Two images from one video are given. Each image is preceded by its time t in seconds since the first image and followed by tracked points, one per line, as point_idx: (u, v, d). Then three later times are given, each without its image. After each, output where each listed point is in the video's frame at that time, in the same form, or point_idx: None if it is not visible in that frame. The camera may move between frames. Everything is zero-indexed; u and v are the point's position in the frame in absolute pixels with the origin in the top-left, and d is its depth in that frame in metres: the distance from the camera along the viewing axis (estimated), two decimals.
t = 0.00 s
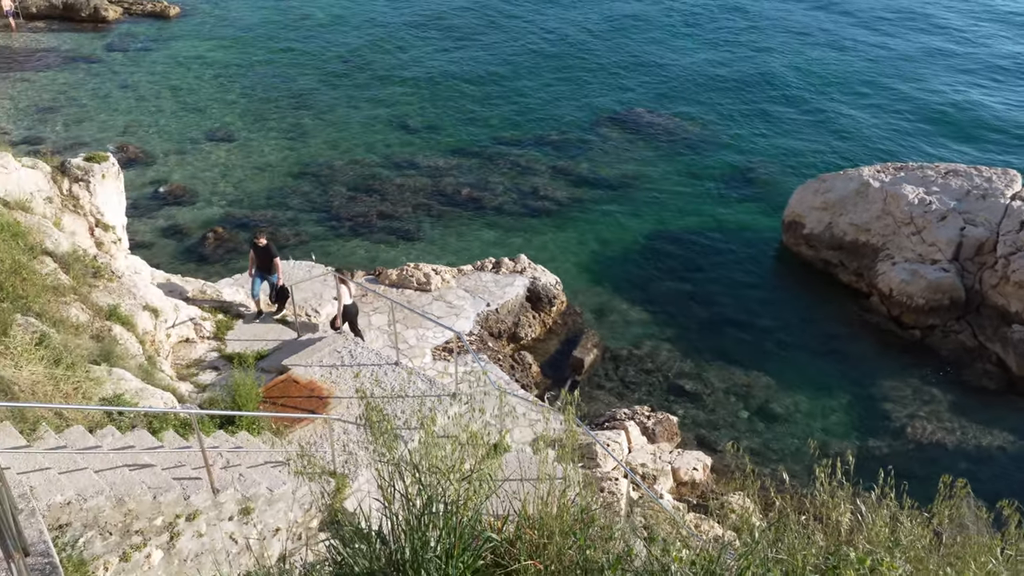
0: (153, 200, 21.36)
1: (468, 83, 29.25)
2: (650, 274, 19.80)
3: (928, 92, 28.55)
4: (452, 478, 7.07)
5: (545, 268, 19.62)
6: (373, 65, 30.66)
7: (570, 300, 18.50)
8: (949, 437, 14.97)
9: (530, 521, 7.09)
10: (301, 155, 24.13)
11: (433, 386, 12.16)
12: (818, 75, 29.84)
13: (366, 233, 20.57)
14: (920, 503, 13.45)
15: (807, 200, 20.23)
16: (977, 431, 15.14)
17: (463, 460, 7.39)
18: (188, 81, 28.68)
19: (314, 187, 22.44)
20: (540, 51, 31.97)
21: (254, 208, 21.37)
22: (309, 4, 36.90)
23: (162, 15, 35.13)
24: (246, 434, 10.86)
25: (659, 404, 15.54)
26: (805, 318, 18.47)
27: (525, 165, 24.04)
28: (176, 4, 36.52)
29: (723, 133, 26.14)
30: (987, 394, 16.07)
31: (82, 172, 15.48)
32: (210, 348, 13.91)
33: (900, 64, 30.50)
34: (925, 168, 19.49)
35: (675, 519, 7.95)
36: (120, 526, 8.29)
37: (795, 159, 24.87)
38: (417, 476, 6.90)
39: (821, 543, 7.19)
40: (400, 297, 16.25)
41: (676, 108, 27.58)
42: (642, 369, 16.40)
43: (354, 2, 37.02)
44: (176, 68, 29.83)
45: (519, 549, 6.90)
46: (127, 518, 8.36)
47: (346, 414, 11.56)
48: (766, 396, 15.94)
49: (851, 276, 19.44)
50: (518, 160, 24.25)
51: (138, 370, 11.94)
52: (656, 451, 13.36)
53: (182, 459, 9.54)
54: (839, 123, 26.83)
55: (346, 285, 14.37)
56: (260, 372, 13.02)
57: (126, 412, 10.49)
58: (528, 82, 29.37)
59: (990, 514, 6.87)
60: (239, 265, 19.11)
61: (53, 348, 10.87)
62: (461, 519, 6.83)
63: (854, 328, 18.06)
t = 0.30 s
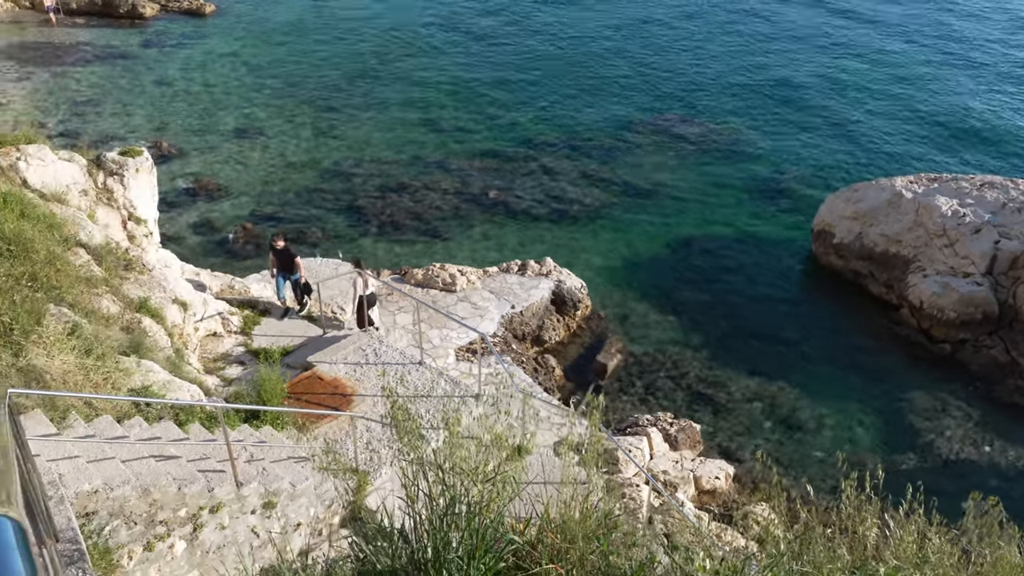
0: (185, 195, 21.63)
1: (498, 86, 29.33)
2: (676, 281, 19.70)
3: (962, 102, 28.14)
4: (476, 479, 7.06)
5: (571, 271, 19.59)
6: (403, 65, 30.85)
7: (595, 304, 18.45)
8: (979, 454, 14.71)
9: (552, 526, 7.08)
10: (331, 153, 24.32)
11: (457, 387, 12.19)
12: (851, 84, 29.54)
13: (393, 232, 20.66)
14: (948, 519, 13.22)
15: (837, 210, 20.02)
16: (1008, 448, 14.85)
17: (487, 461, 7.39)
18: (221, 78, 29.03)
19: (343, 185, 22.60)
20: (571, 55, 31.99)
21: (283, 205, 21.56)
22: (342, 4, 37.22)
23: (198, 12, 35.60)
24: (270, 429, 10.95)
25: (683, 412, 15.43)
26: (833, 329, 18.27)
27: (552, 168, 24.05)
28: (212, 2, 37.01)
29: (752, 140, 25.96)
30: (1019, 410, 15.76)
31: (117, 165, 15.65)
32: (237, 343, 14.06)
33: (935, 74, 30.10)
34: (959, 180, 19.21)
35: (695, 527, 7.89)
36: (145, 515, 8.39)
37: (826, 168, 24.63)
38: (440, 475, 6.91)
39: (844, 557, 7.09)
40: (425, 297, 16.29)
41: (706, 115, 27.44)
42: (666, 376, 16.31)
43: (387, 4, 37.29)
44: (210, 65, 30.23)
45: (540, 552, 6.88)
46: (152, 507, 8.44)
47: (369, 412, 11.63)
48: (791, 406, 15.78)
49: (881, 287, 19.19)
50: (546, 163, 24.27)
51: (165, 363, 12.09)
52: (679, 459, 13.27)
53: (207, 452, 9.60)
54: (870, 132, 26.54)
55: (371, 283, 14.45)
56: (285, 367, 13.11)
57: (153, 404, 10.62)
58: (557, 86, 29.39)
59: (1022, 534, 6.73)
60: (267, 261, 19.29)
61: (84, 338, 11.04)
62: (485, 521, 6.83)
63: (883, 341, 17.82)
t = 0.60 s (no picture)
0: (214, 193, 21.89)
1: (526, 89, 29.37)
2: (702, 287, 19.57)
3: (996, 111, 27.70)
4: (500, 481, 7.05)
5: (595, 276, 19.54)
6: (432, 67, 31.00)
7: (619, 310, 18.40)
8: (1008, 470, 14.43)
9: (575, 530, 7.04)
10: (359, 154, 24.48)
11: (479, 390, 12.19)
12: (882, 93, 29.21)
13: (418, 233, 20.73)
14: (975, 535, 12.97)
15: (866, 219, 19.80)
16: None
17: (511, 464, 7.36)
18: (252, 78, 29.35)
19: (370, 186, 22.73)
20: (599, 60, 31.94)
21: (310, 204, 21.72)
22: (372, 6, 37.47)
23: (231, 12, 36.04)
24: (293, 426, 11.05)
25: (705, 419, 15.33)
26: (861, 339, 18.05)
27: (579, 172, 24.03)
28: (244, 3, 37.43)
29: (781, 147, 25.77)
30: None
31: (148, 162, 15.99)
32: (262, 340, 14.20)
33: (968, 83, 29.67)
34: (993, 191, 18.89)
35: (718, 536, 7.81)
36: (169, 509, 8.49)
37: (855, 177, 24.38)
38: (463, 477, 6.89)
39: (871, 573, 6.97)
40: (449, 298, 16.32)
41: (734, 122, 27.26)
42: (689, 383, 16.21)
43: (417, 7, 37.49)
44: (241, 65, 30.57)
45: (561, 556, 6.84)
46: (176, 501, 8.54)
47: (392, 412, 11.67)
48: (816, 417, 15.61)
49: (909, 298, 18.94)
50: (572, 167, 24.25)
51: (192, 358, 12.24)
52: (700, 466, 13.18)
53: (231, 448, 9.80)
54: (901, 142, 26.24)
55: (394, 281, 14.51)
56: (309, 365, 13.20)
57: (180, 399, 10.76)
58: (585, 90, 29.39)
59: None
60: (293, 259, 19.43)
61: (114, 333, 11.22)
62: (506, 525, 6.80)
63: (911, 352, 17.58)
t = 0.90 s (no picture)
0: (241, 193, 22.12)
1: (552, 93, 29.39)
2: (727, 294, 19.44)
3: None
4: (525, 485, 7.05)
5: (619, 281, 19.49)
6: (458, 71, 31.13)
7: (643, 315, 18.33)
8: None
9: (596, 535, 7.01)
10: (384, 156, 24.61)
11: (501, 393, 12.18)
12: (911, 100, 28.90)
13: (442, 236, 20.79)
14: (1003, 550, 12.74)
15: (895, 228, 19.56)
16: None
17: (536, 468, 7.31)
18: (281, 79, 29.65)
19: (395, 188, 22.84)
20: (625, 65, 31.91)
21: (336, 205, 21.87)
22: (399, 9, 37.71)
23: (261, 14, 36.45)
24: (316, 425, 11.12)
25: (728, 427, 15.22)
26: (888, 349, 17.82)
27: (603, 176, 23.99)
28: (273, 5, 37.84)
29: (808, 154, 25.56)
30: None
31: (178, 162, 16.22)
32: (287, 340, 14.32)
33: (1000, 91, 29.24)
34: None
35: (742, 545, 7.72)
36: (193, 505, 8.52)
37: (883, 185, 24.11)
38: (488, 480, 6.85)
39: None
40: (473, 301, 16.34)
41: (761, 128, 27.10)
42: (712, 390, 16.10)
43: (444, 10, 37.69)
44: (270, 66, 30.89)
45: (583, 562, 6.85)
46: (200, 498, 8.55)
47: (415, 413, 11.69)
48: (841, 427, 15.43)
49: (938, 308, 18.67)
50: (597, 171, 24.22)
51: (218, 356, 12.37)
52: (723, 474, 13.09)
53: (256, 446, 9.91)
54: (930, 150, 25.93)
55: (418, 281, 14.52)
56: (333, 365, 13.27)
57: (205, 396, 10.87)
58: (611, 95, 29.35)
59: None
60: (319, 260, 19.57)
61: (142, 330, 11.36)
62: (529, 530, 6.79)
63: (939, 363, 17.33)
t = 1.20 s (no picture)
0: (272, 194, 22.37)
1: (581, 99, 29.39)
2: (756, 302, 19.26)
3: None
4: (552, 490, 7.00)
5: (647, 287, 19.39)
6: (488, 76, 31.25)
7: (670, 323, 18.23)
8: None
9: (627, 542, 6.95)
10: (413, 159, 24.75)
11: (527, 397, 12.17)
12: (947, 109, 28.46)
13: (469, 239, 20.85)
14: None
15: (929, 238, 19.28)
16: None
17: (564, 474, 7.25)
18: (313, 82, 29.97)
19: (423, 191, 22.95)
20: (655, 72, 31.81)
21: (364, 208, 22.03)
22: (431, 15, 37.95)
23: (294, 18, 36.90)
24: (343, 426, 11.19)
25: (755, 436, 15.07)
26: (920, 361, 17.54)
27: (632, 182, 23.92)
28: (306, 9, 38.26)
29: (840, 162, 25.29)
30: None
31: (211, 163, 16.42)
32: (314, 340, 14.45)
33: None
34: None
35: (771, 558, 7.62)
36: (220, 503, 8.54)
37: (916, 194, 23.78)
38: (514, 484, 6.84)
39: None
40: (499, 305, 16.34)
41: (792, 135, 26.85)
42: (739, 399, 15.96)
43: (475, 15, 37.86)
44: (302, 69, 31.23)
45: (609, 569, 6.84)
46: (227, 496, 8.60)
47: (440, 415, 11.73)
48: (871, 439, 15.22)
49: (972, 320, 18.33)
50: (625, 177, 24.16)
51: (247, 356, 12.49)
52: (749, 485, 12.97)
53: (283, 446, 9.98)
54: (966, 161, 25.53)
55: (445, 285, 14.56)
56: (360, 367, 13.36)
57: (234, 395, 10.97)
58: (641, 101, 29.28)
59: None
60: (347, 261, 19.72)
61: (173, 328, 11.51)
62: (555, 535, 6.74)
63: (972, 376, 17.01)
